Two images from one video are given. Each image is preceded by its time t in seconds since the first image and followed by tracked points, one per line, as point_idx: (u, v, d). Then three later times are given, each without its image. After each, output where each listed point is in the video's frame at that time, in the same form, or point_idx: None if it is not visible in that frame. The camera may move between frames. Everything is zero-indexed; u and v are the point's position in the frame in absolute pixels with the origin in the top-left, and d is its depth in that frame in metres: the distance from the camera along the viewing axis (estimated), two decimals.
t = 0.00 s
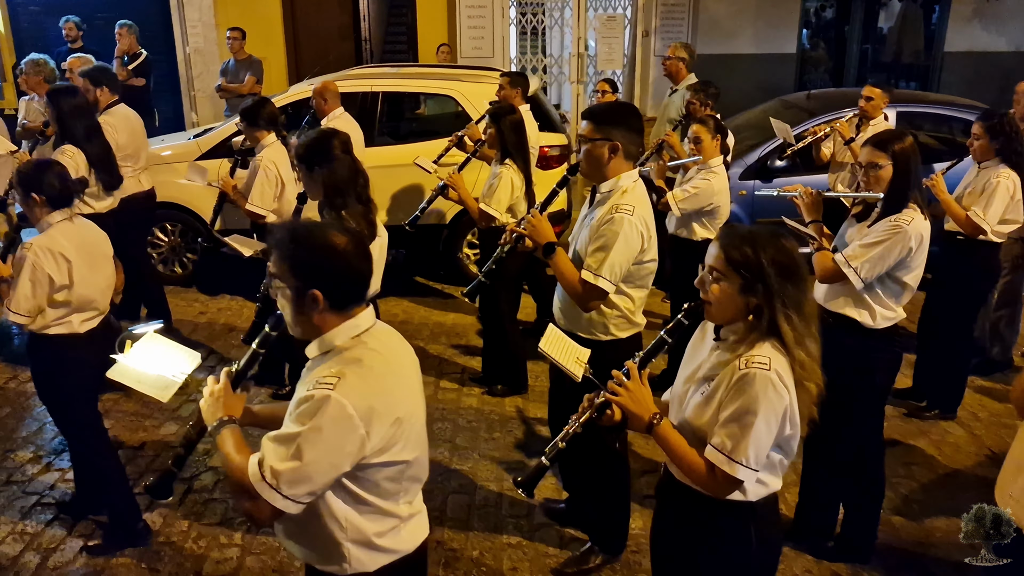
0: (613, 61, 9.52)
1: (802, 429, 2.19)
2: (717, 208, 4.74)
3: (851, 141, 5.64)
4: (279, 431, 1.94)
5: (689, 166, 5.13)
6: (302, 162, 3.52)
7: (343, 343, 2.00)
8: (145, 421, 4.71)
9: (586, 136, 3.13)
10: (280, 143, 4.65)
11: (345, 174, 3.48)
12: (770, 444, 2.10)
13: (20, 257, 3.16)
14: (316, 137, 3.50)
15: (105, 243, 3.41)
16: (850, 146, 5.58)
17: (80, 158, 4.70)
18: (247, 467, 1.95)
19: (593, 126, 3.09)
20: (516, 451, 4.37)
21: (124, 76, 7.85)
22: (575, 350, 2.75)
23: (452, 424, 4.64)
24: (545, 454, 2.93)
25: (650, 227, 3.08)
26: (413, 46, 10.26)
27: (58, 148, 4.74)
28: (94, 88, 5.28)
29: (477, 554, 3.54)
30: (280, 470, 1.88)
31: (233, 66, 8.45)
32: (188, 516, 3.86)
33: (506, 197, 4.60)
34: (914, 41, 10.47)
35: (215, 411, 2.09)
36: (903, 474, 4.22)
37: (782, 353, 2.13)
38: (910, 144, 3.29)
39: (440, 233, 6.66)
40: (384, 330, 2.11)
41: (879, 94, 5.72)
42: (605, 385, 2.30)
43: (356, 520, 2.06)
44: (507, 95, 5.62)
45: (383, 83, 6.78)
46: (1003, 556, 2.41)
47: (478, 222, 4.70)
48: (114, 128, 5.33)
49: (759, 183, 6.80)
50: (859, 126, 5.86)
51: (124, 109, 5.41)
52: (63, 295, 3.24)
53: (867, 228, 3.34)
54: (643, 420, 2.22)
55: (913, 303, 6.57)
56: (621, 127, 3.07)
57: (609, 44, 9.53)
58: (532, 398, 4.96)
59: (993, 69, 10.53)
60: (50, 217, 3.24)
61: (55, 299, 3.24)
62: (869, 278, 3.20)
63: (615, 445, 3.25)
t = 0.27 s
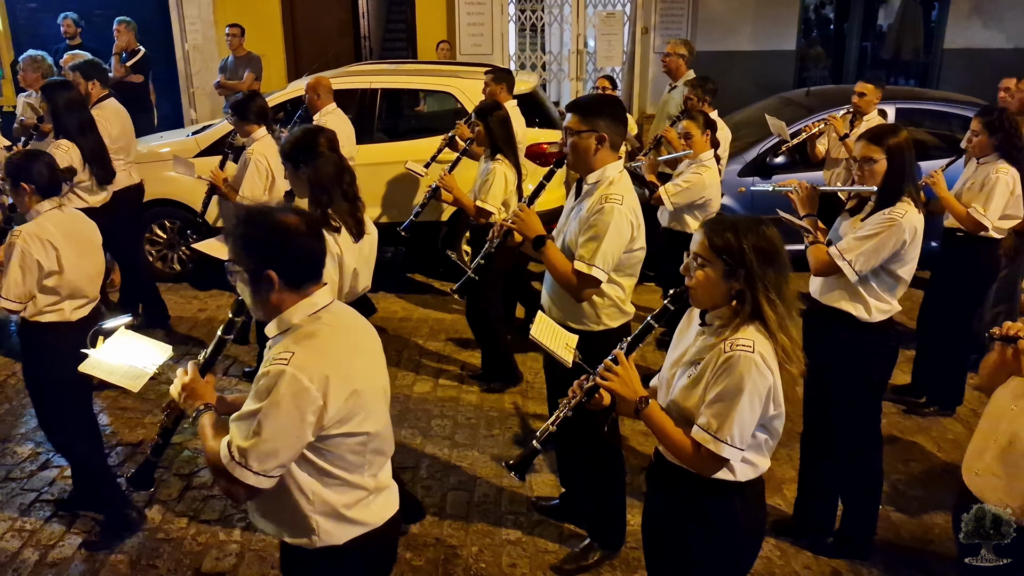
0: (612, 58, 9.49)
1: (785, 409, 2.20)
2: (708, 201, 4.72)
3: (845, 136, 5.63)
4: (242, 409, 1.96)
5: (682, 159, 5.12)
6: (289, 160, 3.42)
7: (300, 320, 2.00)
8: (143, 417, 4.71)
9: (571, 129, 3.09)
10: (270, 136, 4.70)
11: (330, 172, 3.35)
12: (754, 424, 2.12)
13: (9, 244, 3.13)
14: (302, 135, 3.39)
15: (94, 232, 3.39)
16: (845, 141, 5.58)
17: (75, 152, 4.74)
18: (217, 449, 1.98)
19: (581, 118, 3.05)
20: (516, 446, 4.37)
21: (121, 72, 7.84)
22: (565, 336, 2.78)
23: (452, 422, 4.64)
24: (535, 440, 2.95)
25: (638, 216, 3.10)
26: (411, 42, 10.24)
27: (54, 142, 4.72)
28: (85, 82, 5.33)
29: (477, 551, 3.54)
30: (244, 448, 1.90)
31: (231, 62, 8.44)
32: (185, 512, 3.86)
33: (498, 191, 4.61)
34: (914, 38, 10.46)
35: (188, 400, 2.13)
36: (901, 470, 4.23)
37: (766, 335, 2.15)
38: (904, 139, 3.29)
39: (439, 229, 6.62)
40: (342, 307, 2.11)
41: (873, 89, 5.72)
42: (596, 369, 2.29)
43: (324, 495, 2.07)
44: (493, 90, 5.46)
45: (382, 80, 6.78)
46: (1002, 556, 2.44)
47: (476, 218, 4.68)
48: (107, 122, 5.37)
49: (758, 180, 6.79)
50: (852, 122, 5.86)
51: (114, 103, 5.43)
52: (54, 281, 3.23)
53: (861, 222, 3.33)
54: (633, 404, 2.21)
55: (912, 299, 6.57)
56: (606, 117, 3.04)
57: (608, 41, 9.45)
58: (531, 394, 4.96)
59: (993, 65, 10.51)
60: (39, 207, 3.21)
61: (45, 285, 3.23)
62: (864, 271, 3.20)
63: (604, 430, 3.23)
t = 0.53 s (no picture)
0: (610, 56, 9.46)
1: (773, 407, 2.18)
2: (702, 197, 4.70)
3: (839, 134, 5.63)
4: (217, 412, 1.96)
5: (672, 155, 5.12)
6: (276, 160, 3.39)
7: (264, 316, 2.00)
8: (140, 418, 4.69)
9: (557, 123, 3.05)
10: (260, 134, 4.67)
11: (318, 172, 3.34)
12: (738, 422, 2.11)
13: None
14: (287, 135, 3.36)
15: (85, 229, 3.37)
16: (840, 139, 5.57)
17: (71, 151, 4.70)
18: (196, 455, 1.98)
19: (567, 113, 3.02)
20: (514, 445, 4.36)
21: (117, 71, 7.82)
22: (557, 330, 2.78)
23: (449, 421, 4.62)
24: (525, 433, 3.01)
25: (627, 207, 3.10)
26: (408, 41, 10.22)
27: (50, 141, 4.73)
28: (76, 80, 5.25)
29: (474, 551, 3.53)
30: (220, 449, 1.90)
31: (228, 61, 8.42)
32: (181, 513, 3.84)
33: (490, 186, 4.58)
34: (911, 37, 10.47)
35: (170, 411, 2.13)
36: (899, 468, 4.23)
37: (753, 334, 2.14)
38: (893, 135, 3.27)
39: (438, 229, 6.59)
40: (308, 301, 2.10)
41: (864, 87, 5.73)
42: (586, 364, 2.31)
43: (299, 490, 2.06)
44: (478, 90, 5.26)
45: (378, 79, 6.77)
46: (1002, 556, 2.32)
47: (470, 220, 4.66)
48: (98, 118, 5.35)
49: (756, 179, 6.79)
50: (846, 120, 5.86)
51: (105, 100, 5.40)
52: (44, 278, 3.20)
53: (850, 219, 3.32)
54: (620, 398, 2.24)
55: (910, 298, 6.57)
56: (593, 110, 3.01)
57: (606, 39, 9.40)
58: (528, 393, 4.94)
59: (991, 64, 10.50)
60: (27, 204, 3.20)
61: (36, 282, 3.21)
62: (852, 268, 3.20)
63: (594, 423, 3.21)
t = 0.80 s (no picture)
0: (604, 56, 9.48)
1: (742, 414, 2.16)
2: (689, 197, 4.72)
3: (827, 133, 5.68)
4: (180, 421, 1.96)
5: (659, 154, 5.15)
6: (256, 160, 3.22)
7: (223, 324, 1.95)
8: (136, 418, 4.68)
9: (544, 124, 3.08)
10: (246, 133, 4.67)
11: (299, 171, 3.19)
12: (703, 428, 2.11)
13: None
14: (268, 135, 3.20)
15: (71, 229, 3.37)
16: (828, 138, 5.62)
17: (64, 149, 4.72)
18: (162, 463, 2.00)
19: (553, 112, 3.05)
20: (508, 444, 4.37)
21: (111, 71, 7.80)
22: (534, 329, 2.81)
23: (444, 420, 4.63)
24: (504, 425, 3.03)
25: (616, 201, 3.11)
26: (403, 40, 10.21)
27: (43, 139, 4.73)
28: (64, 79, 5.27)
29: (469, 549, 3.54)
30: (184, 459, 1.91)
31: (222, 61, 8.40)
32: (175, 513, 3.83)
33: (469, 191, 4.62)
34: (904, 36, 10.51)
35: (136, 417, 2.17)
36: (894, 465, 4.26)
37: (722, 339, 2.13)
38: (871, 134, 3.28)
39: (429, 230, 6.55)
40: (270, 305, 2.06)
41: (853, 86, 5.75)
42: (562, 359, 2.41)
43: (265, 495, 2.05)
44: (462, 92, 5.42)
45: (373, 78, 6.76)
46: (1002, 556, 2.31)
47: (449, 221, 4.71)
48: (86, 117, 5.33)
49: (750, 177, 6.81)
50: (835, 118, 5.87)
51: (93, 99, 5.41)
52: (26, 279, 3.19)
53: (832, 217, 3.34)
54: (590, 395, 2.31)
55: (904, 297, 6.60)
56: (581, 109, 3.04)
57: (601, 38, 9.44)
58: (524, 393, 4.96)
59: (983, 63, 10.54)
60: (10, 205, 3.15)
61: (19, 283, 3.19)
62: (832, 266, 3.22)
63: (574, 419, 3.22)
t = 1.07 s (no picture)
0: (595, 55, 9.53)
1: (681, 431, 2.08)
2: (667, 198, 4.74)
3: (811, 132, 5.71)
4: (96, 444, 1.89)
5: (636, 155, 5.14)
6: (224, 156, 3.17)
7: (151, 345, 1.90)
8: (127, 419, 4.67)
9: (517, 124, 3.07)
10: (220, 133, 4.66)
11: (267, 167, 3.13)
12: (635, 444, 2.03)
13: None
14: (235, 130, 3.15)
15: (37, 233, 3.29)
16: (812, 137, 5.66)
17: (42, 151, 4.76)
18: (77, 482, 1.94)
19: (525, 113, 3.04)
20: (498, 443, 4.37)
21: (101, 70, 7.79)
22: (491, 327, 2.80)
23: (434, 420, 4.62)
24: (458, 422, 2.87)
25: (590, 200, 3.13)
26: (395, 39, 10.20)
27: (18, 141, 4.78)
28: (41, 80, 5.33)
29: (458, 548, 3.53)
30: (97, 484, 1.85)
31: (212, 60, 8.37)
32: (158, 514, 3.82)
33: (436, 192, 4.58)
34: (896, 36, 10.54)
35: (55, 425, 2.10)
36: (881, 463, 4.28)
37: (661, 352, 2.07)
38: (843, 133, 3.26)
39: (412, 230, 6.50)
40: (203, 323, 1.99)
41: (840, 85, 5.74)
42: (510, 363, 2.38)
43: (186, 520, 1.99)
44: (438, 90, 5.38)
45: (364, 77, 6.74)
46: (1002, 556, 2.16)
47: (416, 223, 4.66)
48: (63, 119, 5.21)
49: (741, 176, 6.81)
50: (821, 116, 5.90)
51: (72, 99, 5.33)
52: None
53: (803, 216, 3.30)
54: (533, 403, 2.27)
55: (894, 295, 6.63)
56: (550, 108, 3.03)
57: (592, 37, 9.46)
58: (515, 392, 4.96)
59: (973, 62, 10.59)
60: None
61: None
62: (798, 265, 3.21)
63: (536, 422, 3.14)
